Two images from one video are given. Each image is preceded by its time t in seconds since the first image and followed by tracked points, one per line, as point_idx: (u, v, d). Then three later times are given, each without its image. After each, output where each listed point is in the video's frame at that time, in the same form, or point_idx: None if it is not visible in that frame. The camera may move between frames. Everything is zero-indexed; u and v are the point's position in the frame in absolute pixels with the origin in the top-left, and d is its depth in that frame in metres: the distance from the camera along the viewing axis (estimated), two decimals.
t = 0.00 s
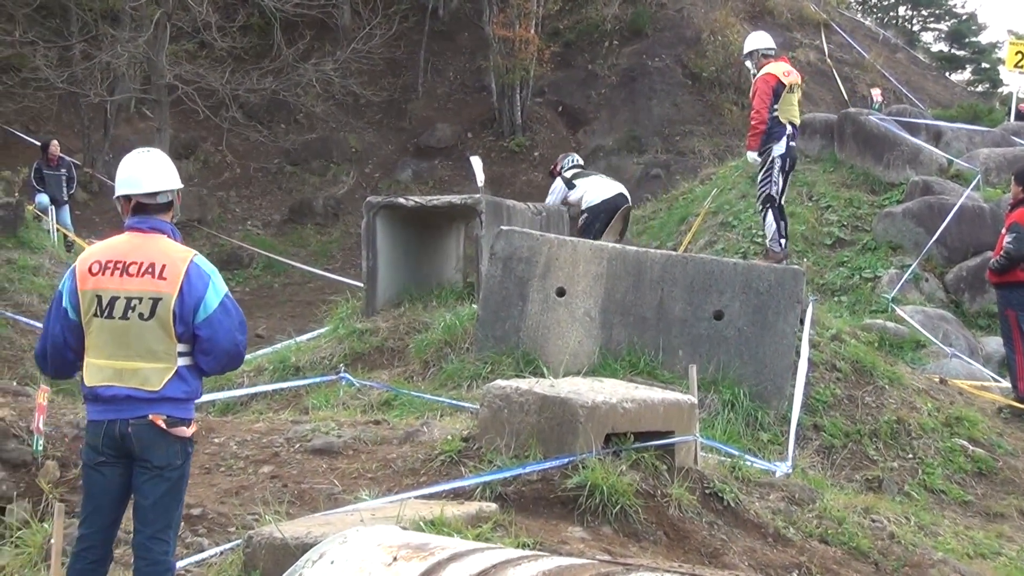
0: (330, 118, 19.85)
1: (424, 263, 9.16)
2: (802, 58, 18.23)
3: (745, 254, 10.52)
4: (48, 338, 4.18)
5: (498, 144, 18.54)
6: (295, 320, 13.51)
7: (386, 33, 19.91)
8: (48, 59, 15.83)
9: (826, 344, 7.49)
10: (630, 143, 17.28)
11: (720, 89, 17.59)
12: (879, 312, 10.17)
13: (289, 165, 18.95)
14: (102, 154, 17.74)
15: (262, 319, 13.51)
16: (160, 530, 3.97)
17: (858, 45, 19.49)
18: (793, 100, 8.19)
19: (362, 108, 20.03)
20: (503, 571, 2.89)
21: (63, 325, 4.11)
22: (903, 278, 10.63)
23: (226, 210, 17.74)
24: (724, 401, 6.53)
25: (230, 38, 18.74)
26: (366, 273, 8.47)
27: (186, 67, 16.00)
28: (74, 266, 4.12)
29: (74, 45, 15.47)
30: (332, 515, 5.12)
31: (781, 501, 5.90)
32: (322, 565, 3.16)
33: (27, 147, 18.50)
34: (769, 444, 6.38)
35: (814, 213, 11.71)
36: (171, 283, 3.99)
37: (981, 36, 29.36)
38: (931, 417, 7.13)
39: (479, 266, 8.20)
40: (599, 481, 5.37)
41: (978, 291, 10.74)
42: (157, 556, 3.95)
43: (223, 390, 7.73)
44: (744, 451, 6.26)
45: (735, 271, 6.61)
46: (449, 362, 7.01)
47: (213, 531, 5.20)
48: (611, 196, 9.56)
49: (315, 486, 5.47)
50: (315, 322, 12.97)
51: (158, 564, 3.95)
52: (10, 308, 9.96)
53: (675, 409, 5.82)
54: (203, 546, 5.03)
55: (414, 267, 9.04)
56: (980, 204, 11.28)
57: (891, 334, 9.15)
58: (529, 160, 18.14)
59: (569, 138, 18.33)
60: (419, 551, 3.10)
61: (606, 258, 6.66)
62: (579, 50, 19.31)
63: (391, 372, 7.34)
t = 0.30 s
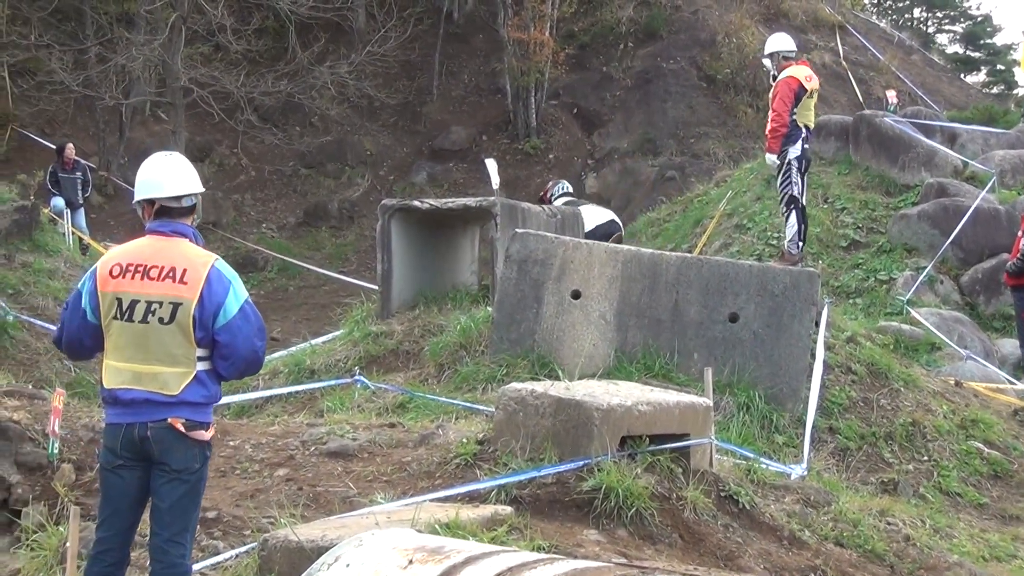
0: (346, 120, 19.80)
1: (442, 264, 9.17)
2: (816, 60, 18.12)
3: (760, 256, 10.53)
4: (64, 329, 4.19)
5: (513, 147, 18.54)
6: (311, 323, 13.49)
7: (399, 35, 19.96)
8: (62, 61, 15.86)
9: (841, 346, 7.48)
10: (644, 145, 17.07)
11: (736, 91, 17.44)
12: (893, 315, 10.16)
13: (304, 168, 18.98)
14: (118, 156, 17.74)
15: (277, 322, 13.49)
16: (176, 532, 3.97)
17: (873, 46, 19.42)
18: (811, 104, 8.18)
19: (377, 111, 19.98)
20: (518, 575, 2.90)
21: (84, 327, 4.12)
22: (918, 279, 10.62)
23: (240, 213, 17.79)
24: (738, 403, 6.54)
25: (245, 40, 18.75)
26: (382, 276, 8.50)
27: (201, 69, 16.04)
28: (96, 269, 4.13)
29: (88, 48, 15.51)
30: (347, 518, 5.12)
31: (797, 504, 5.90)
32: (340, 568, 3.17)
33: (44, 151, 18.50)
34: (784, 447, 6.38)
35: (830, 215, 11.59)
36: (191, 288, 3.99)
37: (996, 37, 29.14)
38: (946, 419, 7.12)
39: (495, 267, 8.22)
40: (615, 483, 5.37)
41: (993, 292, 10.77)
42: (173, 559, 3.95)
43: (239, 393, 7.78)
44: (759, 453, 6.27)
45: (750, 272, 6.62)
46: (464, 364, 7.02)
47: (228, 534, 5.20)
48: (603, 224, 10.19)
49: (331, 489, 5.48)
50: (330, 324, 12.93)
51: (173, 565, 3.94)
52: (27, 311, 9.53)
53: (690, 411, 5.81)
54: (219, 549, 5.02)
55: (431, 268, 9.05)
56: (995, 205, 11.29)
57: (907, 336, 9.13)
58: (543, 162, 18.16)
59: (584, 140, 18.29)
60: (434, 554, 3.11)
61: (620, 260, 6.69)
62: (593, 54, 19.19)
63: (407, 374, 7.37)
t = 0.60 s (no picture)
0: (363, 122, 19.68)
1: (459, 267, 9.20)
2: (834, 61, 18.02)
3: (778, 257, 10.43)
4: (87, 330, 4.19)
5: (531, 147, 18.45)
6: (329, 325, 13.51)
7: (417, 37, 19.97)
8: (81, 64, 15.92)
9: (860, 348, 7.48)
10: (662, 147, 17.19)
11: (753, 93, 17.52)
12: (912, 316, 10.18)
13: (322, 169, 18.86)
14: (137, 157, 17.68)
15: (295, 323, 13.47)
16: (196, 534, 3.96)
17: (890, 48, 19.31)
18: (830, 107, 8.17)
19: (394, 113, 19.82)
20: None
21: (106, 328, 4.12)
22: (937, 280, 10.58)
23: (259, 214, 17.70)
24: (757, 405, 6.54)
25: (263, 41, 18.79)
26: (400, 278, 8.53)
27: (219, 71, 16.10)
28: (118, 271, 4.12)
29: (106, 50, 15.57)
30: (366, 519, 5.10)
31: (816, 506, 5.89)
32: (359, 569, 3.14)
33: (63, 153, 18.04)
34: (803, 448, 6.38)
35: (848, 216, 11.63)
36: (213, 291, 3.97)
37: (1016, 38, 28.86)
38: (966, 421, 7.11)
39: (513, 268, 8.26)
40: (634, 485, 5.35)
41: (1012, 294, 10.73)
42: (195, 560, 3.94)
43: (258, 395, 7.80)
44: (778, 455, 6.27)
45: (769, 274, 6.62)
46: (482, 366, 7.05)
47: (247, 536, 5.19)
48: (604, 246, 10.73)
49: (351, 491, 5.47)
50: (349, 326, 12.91)
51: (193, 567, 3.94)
52: (46, 313, 9.37)
53: (709, 413, 5.80)
54: (239, 551, 5.01)
55: (449, 272, 9.08)
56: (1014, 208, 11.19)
57: (924, 338, 9.14)
58: (561, 164, 18.09)
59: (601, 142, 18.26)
60: (453, 556, 3.07)
61: (638, 262, 6.72)
62: (611, 55, 19.17)
63: (425, 375, 7.41)
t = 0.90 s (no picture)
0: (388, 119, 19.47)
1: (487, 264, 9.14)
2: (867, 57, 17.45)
3: (811, 257, 10.28)
4: (109, 330, 4.09)
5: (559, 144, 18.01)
6: (353, 325, 13.44)
7: (444, 32, 19.78)
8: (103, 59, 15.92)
9: (894, 348, 7.38)
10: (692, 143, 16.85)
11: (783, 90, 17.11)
12: (946, 316, 9.87)
13: (347, 166, 18.54)
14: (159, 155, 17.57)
15: (319, 322, 13.41)
16: (220, 537, 3.87)
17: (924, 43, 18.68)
18: (865, 103, 8.06)
19: (419, 109, 19.58)
20: None
21: (129, 327, 4.02)
22: (972, 280, 10.26)
23: (282, 212, 17.48)
24: (790, 407, 6.48)
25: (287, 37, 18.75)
26: (427, 276, 8.49)
27: (243, 67, 16.04)
28: (141, 269, 4.02)
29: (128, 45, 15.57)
30: (392, 523, 4.98)
31: (850, 509, 5.79)
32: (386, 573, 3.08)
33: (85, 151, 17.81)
34: (836, 451, 6.32)
35: (880, 215, 11.19)
36: (237, 289, 3.87)
37: None
38: (1002, 423, 6.99)
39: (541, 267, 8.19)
40: (665, 488, 5.25)
41: None
42: (219, 564, 3.86)
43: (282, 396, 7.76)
44: (811, 457, 6.21)
45: (801, 273, 6.56)
46: (509, 367, 7.01)
47: (271, 539, 5.09)
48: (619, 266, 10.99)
49: (376, 493, 5.37)
50: (374, 326, 12.79)
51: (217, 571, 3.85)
52: (67, 312, 9.30)
53: (741, 414, 5.70)
54: (263, 554, 4.91)
55: (476, 270, 9.02)
56: None
57: (958, 338, 9.01)
58: (589, 160, 17.73)
59: (630, 139, 17.88)
60: (481, 560, 3.01)
61: (669, 261, 6.68)
62: (639, 51, 18.79)
63: (451, 376, 7.37)
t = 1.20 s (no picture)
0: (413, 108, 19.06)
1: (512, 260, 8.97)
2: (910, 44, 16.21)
3: (852, 251, 9.75)
4: (121, 328, 3.86)
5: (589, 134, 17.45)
6: (376, 321, 13.24)
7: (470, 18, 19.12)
8: (116, 46, 15.72)
9: (940, 347, 7.20)
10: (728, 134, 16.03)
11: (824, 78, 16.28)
12: (994, 313, 9.03)
13: (369, 156, 18.23)
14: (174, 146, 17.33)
15: (342, 319, 13.25)
16: (237, 542, 3.65)
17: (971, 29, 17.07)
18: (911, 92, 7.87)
19: (445, 98, 19.15)
20: None
21: (143, 323, 3.79)
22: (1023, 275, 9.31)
23: (303, 204, 17.22)
24: (831, 407, 6.30)
25: (306, 24, 18.48)
26: (452, 271, 8.32)
27: (260, 55, 15.80)
28: (156, 264, 3.79)
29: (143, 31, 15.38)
30: (417, 527, 4.72)
31: (894, 514, 5.56)
32: None
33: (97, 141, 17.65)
34: (879, 455, 6.11)
35: (924, 207, 10.28)
36: (255, 284, 3.65)
37: None
38: None
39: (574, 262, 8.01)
40: (701, 492, 5.01)
41: None
42: (237, 570, 3.65)
43: (302, 395, 7.58)
44: (853, 461, 5.99)
45: (843, 269, 6.36)
46: (539, 366, 6.84)
47: (292, 544, 4.88)
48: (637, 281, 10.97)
49: (401, 497, 5.14)
50: (397, 324, 12.53)
51: None
52: (78, 309, 9.12)
53: (781, 415, 5.45)
54: (283, 560, 4.69)
55: (502, 265, 8.85)
56: None
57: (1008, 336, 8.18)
58: (620, 151, 17.03)
59: (664, 129, 17.08)
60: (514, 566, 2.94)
61: (705, 255, 6.50)
62: (673, 38, 17.79)
63: (479, 375, 7.20)
